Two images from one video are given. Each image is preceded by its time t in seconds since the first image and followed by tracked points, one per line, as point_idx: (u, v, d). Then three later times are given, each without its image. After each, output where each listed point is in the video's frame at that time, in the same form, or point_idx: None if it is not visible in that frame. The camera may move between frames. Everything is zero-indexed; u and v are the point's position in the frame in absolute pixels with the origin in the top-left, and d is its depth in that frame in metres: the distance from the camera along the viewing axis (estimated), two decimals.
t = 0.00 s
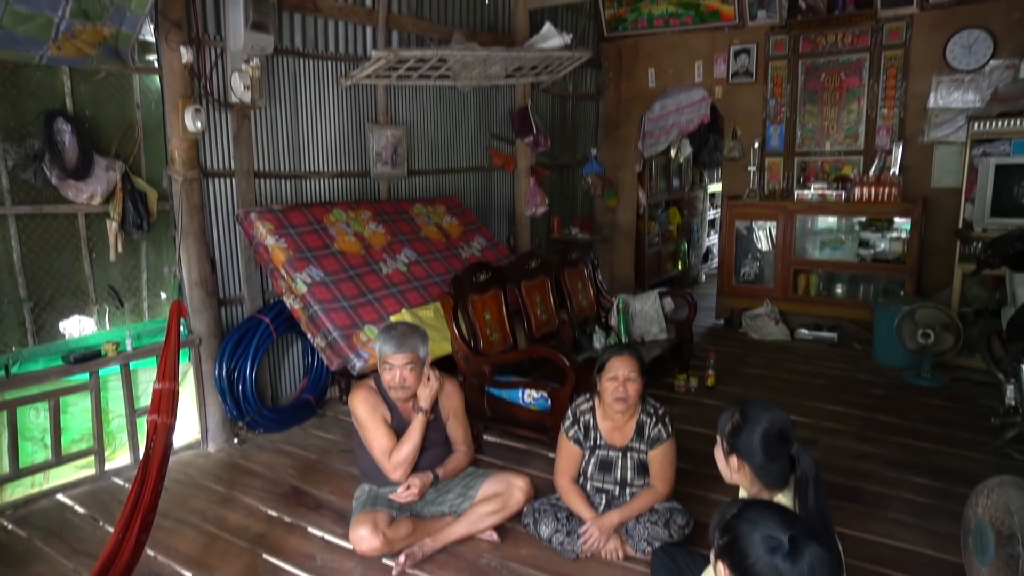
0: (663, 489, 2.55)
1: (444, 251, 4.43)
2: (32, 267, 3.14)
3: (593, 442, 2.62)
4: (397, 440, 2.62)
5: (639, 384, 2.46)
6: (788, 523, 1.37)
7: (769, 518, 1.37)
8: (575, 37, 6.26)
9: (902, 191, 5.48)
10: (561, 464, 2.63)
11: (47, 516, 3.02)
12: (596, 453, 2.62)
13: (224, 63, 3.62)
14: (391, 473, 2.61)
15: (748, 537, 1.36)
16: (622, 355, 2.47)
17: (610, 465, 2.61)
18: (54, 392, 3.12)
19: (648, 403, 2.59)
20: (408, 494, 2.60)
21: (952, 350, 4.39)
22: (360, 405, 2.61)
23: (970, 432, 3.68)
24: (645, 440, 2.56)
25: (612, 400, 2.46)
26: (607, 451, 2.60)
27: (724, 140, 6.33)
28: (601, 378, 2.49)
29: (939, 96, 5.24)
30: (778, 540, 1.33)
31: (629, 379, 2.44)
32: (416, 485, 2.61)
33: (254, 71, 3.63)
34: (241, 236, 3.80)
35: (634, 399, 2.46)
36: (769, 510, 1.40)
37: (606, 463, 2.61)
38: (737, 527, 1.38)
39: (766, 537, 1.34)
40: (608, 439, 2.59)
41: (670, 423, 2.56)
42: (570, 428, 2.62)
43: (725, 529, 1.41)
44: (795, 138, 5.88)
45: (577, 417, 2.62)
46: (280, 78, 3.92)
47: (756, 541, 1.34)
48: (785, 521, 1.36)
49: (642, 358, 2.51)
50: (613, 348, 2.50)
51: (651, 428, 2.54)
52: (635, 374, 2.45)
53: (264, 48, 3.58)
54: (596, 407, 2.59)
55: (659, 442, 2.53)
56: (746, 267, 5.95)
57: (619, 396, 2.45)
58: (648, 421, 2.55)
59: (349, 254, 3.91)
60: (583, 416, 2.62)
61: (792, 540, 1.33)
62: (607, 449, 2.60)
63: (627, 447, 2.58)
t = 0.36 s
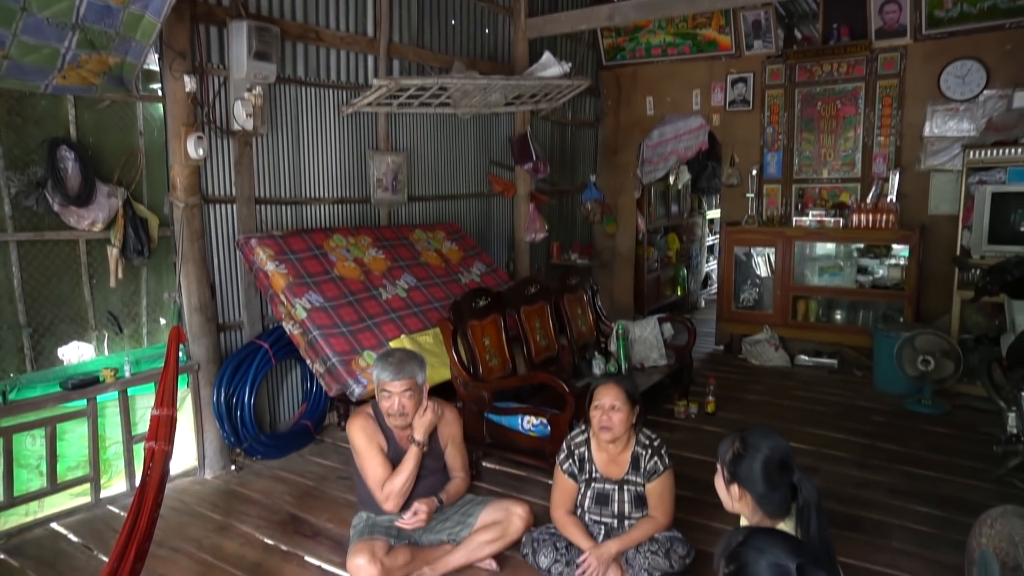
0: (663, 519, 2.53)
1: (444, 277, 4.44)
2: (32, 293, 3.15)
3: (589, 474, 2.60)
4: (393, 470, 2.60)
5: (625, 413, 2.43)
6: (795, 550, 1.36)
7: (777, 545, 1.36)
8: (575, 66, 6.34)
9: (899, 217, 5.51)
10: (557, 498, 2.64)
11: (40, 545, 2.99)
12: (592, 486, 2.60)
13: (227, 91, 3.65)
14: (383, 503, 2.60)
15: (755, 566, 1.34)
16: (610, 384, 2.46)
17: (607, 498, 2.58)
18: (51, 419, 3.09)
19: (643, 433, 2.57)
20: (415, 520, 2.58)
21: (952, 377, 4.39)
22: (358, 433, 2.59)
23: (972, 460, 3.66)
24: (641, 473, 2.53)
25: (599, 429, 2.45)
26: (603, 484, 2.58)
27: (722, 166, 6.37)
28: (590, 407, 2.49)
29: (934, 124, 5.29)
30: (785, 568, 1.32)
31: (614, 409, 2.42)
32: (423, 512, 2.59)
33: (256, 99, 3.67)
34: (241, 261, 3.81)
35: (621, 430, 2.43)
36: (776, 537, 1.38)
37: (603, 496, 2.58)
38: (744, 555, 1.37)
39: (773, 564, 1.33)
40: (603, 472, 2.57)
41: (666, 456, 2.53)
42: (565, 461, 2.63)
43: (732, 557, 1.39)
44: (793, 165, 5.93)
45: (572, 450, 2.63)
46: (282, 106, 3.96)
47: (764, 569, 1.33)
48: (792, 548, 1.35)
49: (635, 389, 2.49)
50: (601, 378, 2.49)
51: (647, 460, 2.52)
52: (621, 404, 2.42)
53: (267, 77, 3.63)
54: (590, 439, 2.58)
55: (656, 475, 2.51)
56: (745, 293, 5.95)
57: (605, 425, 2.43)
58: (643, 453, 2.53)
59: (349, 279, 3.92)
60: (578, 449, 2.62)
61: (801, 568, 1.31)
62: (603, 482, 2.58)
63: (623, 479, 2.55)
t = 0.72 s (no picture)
0: (664, 541, 2.51)
1: (446, 295, 4.45)
2: (34, 312, 3.16)
3: (588, 497, 2.59)
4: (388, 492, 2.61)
5: (620, 437, 2.42)
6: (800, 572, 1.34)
7: (782, 567, 1.35)
8: (576, 86, 6.39)
9: (900, 237, 5.52)
10: (557, 520, 2.63)
11: (38, 565, 2.97)
12: (591, 509, 2.58)
13: (230, 112, 3.69)
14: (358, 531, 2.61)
15: None
16: (605, 408, 2.46)
17: (607, 521, 2.55)
18: (51, 438, 3.08)
19: (642, 456, 2.56)
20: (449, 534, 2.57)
21: (955, 396, 4.36)
22: (356, 454, 2.58)
23: (976, 480, 3.64)
24: (641, 496, 2.51)
25: (595, 452, 2.44)
26: (602, 507, 2.56)
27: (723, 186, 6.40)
28: (586, 431, 2.48)
29: (933, 144, 5.32)
30: None
31: (609, 432, 2.42)
32: (455, 528, 2.58)
33: (260, 119, 3.70)
34: (243, 280, 3.82)
35: (615, 455, 2.43)
36: (782, 558, 1.37)
37: (602, 519, 2.56)
38: None
39: None
40: (602, 495, 2.56)
41: (665, 478, 2.51)
42: (564, 484, 2.62)
43: None
44: (793, 185, 5.96)
45: (571, 472, 2.62)
46: (286, 126, 3.99)
47: None
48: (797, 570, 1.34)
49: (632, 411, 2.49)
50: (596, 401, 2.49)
51: (646, 483, 2.50)
52: (616, 428, 2.42)
53: (271, 97, 3.66)
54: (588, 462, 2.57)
55: (655, 497, 2.49)
56: (746, 312, 5.96)
57: (600, 448, 2.43)
58: (642, 476, 2.51)
59: (350, 298, 3.92)
60: (577, 472, 2.61)
61: None
62: (602, 505, 2.56)
63: (622, 502, 2.53)
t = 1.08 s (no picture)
0: (665, 562, 2.48)
1: (446, 314, 4.45)
2: (36, 331, 3.16)
3: (589, 516, 2.57)
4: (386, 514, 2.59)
5: (617, 456, 2.41)
6: None
7: None
8: (576, 105, 6.44)
9: (900, 255, 5.53)
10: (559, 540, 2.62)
11: None
12: (592, 529, 2.56)
13: (233, 131, 3.71)
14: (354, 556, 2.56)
15: None
16: (604, 427, 2.46)
17: (608, 541, 2.54)
18: (51, 457, 3.08)
19: (643, 475, 2.55)
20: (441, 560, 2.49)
21: (956, 416, 4.36)
22: (355, 478, 2.56)
23: (979, 500, 3.62)
24: (641, 516, 2.50)
25: (594, 470, 2.44)
26: (603, 527, 2.54)
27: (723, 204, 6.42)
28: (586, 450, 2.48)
29: (932, 163, 5.34)
30: None
31: (608, 450, 2.41)
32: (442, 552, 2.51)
33: (262, 139, 3.73)
34: (244, 298, 3.83)
35: (613, 474, 2.41)
36: None
37: (604, 538, 2.55)
38: None
39: None
40: (603, 514, 2.54)
41: (666, 498, 2.50)
42: (565, 503, 2.61)
43: None
44: (793, 203, 5.98)
45: (572, 491, 2.61)
46: (289, 145, 4.02)
47: None
48: None
49: (632, 432, 2.47)
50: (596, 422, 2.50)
51: (646, 503, 2.49)
52: (615, 448, 2.41)
53: (274, 117, 3.69)
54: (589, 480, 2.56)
55: (656, 518, 2.47)
56: (747, 330, 5.95)
57: (598, 467, 2.42)
58: (642, 496, 2.50)
59: (351, 317, 3.93)
60: (578, 490, 2.59)
61: None
62: (604, 524, 2.55)
63: (623, 522, 2.52)
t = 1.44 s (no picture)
0: None
1: (447, 333, 4.45)
2: (37, 349, 3.16)
3: (591, 536, 2.55)
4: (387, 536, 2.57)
5: (619, 477, 2.39)
6: None
7: None
8: (576, 125, 6.48)
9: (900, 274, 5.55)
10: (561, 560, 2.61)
11: None
12: (594, 549, 2.54)
13: (236, 151, 3.73)
14: None
15: None
16: (606, 448, 2.46)
17: (609, 562, 2.51)
18: (50, 477, 3.05)
19: (644, 496, 2.53)
20: None
21: (959, 435, 4.34)
22: (356, 502, 2.54)
23: (983, 521, 3.60)
24: (643, 537, 2.48)
25: (595, 490, 2.43)
26: (605, 548, 2.52)
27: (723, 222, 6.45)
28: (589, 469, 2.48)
29: (931, 183, 5.37)
30: None
31: (609, 471, 2.40)
32: None
33: (265, 158, 3.76)
34: (246, 317, 3.83)
35: (614, 494, 2.40)
36: None
37: (605, 560, 2.52)
38: None
39: None
40: (604, 534, 2.52)
41: (668, 519, 2.49)
42: (567, 523, 2.59)
43: None
44: (793, 222, 6.00)
45: (573, 511, 2.59)
46: (292, 165, 4.05)
47: None
48: None
49: (634, 453, 2.46)
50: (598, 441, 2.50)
51: (648, 523, 2.48)
52: (616, 468, 2.40)
53: (277, 137, 3.72)
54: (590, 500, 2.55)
55: (657, 538, 2.47)
56: (747, 349, 5.95)
57: (599, 487, 2.41)
58: (644, 516, 2.49)
59: (352, 336, 3.93)
60: (579, 511, 2.58)
61: None
62: (605, 545, 2.52)
63: (624, 543, 2.49)
